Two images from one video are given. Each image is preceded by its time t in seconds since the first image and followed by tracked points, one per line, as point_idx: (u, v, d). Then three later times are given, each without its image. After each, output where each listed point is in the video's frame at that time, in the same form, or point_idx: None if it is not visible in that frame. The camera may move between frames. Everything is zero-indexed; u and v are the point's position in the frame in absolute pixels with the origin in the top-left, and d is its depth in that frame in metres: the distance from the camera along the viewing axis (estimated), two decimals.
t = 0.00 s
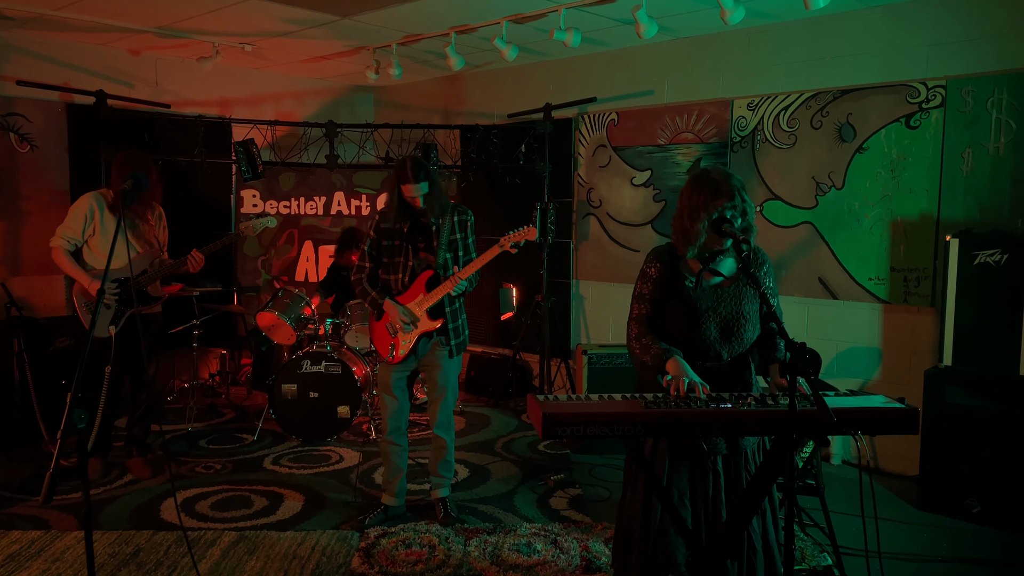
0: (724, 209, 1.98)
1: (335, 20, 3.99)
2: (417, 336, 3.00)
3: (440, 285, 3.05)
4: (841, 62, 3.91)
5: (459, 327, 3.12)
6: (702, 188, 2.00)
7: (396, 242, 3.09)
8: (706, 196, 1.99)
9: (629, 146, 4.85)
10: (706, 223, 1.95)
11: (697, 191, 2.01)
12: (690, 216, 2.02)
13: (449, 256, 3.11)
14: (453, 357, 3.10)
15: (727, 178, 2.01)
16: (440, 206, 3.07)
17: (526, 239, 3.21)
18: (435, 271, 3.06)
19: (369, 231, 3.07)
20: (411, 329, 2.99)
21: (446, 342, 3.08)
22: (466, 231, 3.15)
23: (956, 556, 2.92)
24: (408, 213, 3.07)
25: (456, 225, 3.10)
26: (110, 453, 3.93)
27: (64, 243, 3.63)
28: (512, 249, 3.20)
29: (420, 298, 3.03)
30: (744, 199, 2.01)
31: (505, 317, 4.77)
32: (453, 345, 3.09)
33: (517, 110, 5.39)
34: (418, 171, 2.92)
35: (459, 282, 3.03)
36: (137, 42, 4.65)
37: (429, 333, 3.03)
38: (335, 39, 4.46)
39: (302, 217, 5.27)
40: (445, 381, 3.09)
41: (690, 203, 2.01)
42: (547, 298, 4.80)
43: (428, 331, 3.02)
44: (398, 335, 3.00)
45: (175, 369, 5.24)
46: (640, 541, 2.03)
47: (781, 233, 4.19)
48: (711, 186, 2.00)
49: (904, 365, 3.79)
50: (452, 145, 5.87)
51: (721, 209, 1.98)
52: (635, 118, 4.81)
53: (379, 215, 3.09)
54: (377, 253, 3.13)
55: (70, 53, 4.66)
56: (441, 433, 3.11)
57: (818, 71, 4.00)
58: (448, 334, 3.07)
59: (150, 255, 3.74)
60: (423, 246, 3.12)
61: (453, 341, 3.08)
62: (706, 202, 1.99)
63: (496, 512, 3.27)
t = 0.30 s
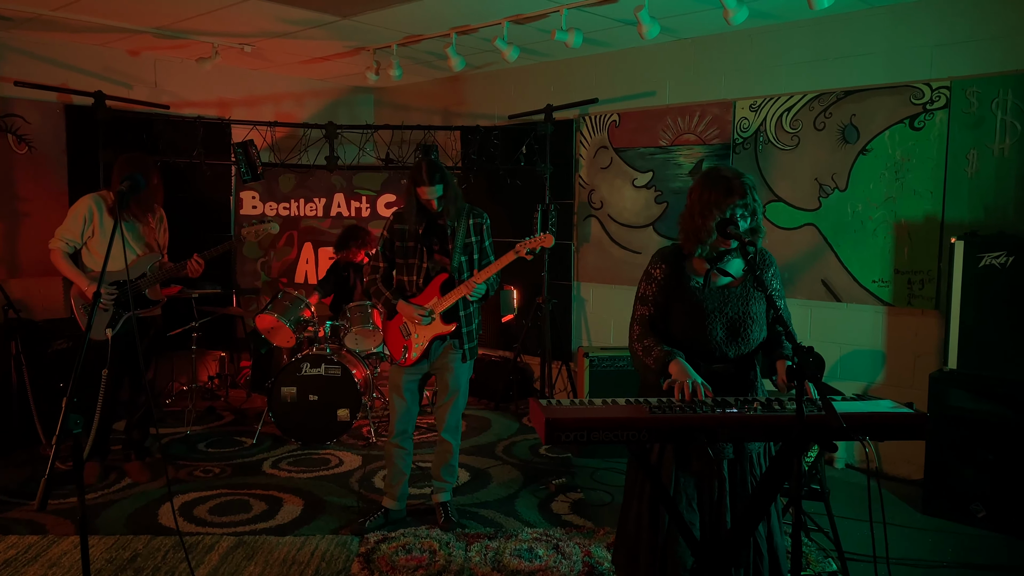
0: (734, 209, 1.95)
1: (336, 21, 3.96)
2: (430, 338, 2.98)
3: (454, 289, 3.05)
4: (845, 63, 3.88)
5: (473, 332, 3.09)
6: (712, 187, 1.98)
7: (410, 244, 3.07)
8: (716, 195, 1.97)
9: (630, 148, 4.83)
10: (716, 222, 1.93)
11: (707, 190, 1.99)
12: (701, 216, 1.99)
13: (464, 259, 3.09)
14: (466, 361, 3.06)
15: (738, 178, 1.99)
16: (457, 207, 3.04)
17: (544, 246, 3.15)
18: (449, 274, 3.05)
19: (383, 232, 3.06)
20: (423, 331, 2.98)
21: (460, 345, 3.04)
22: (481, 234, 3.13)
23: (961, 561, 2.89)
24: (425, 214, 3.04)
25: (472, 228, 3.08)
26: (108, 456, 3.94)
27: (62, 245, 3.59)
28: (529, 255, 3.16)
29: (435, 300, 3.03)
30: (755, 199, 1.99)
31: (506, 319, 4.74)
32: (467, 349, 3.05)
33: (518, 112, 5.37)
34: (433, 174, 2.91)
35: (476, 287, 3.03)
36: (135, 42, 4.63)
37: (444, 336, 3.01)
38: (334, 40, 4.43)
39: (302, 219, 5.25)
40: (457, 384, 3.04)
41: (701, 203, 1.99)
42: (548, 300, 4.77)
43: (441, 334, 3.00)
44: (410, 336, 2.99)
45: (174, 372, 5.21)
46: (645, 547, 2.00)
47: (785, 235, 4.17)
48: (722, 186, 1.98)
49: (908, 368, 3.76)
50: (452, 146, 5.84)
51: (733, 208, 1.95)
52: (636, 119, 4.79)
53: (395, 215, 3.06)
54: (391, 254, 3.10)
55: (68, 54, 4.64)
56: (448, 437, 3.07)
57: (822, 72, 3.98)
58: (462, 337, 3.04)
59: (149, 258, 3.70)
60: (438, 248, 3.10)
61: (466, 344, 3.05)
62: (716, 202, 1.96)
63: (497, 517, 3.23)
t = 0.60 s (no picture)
0: (735, 229, 1.94)
1: (333, 37, 3.97)
2: (429, 355, 2.92)
3: (456, 306, 3.02)
4: (843, 79, 3.88)
5: (473, 350, 3.04)
6: (712, 208, 1.97)
7: (411, 259, 3.03)
8: (716, 216, 1.96)
9: (628, 163, 4.82)
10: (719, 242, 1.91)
11: (707, 211, 1.98)
12: (700, 236, 1.97)
13: (466, 276, 3.06)
14: (465, 380, 3.01)
15: (738, 199, 1.99)
16: (460, 224, 3.02)
17: (545, 263, 3.09)
18: (451, 290, 3.03)
19: (385, 246, 3.02)
20: (422, 350, 2.92)
21: (459, 363, 2.99)
22: (484, 253, 3.12)
23: None
24: (428, 229, 3.02)
25: (475, 246, 3.07)
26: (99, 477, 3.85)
27: (57, 261, 3.53)
28: (530, 274, 3.09)
29: (435, 317, 2.99)
30: (755, 220, 1.98)
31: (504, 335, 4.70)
32: (465, 368, 3.00)
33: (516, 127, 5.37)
34: (437, 190, 2.89)
35: (481, 301, 3.02)
36: (133, 58, 4.62)
37: (442, 353, 2.95)
38: (331, 55, 4.43)
39: (300, 234, 5.24)
40: (455, 404, 2.99)
41: (701, 223, 1.97)
42: (547, 316, 4.73)
43: (440, 352, 2.94)
44: (409, 353, 2.92)
45: (169, 388, 5.16)
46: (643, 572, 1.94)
47: (784, 250, 4.14)
48: (722, 207, 1.96)
49: (909, 385, 3.72)
50: (450, 161, 5.84)
51: (734, 229, 1.93)
52: (634, 134, 4.78)
53: (398, 231, 3.02)
54: (392, 268, 3.05)
55: (66, 70, 4.63)
56: (445, 457, 3.01)
57: (820, 87, 3.98)
58: (461, 355, 2.99)
59: (145, 274, 3.63)
60: (440, 264, 3.07)
61: (465, 364, 3.00)
62: (717, 223, 1.95)
63: (494, 537, 3.18)
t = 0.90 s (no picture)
0: (728, 242, 1.90)
1: (323, 47, 3.93)
2: (416, 370, 2.86)
3: (446, 319, 2.95)
4: (838, 89, 3.85)
5: (462, 365, 2.97)
6: (704, 220, 1.92)
7: (402, 271, 2.96)
8: (708, 228, 1.91)
9: (622, 174, 4.78)
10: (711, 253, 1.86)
11: (699, 224, 1.93)
12: (693, 248, 1.92)
13: (457, 289, 2.98)
14: (454, 397, 2.94)
15: (730, 212, 1.94)
16: (452, 237, 2.95)
17: (536, 277, 3.03)
18: (441, 304, 2.96)
19: (376, 257, 2.97)
20: (410, 364, 2.86)
21: (448, 379, 2.92)
22: (476, 265, 3.03)
23: None
24: (419, 242, 2.95)
25: (467, 259, 2.98)
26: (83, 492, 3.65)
27: (42, 274, 3.45)
28: (520, 287, 3.03)
29: (424, 330, 2.92)
30: (747, 234, 1.95)
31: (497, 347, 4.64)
32: (454, 384, 2.93)
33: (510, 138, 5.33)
34: (429, 203, 2.82)
35: (470, 315, 2.93)
36: (123, 69, 4.59)
37: (431, 368, 2.88)
38: (323, 66, 4.40)
39: (292, 246, 5.19)
40: (444, 419, 2.92)
41: (692, 236, 1.93)
42: (541, 328, 4.67)
43: (428, 366, 2.87)
44: (397, 368, 2.87)
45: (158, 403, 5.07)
46: None
47: (780, 262, 4.09)
48: (715, 219, 1.92)
49: (908, 399, 3.66)
50: (443, 172, 5.80)
51: (728, 241, 1.90)
52: (629, 145, 4.75)
53: (389, 242, 2.96)
54: (382, 280, 3.00)
55: (56, 81, 4.59)
56: (433, 474, 2.94)
57: (816, 98, 3.94)
58: (451, 370, 2.92)
59: (131, 287, 3.51)
60: (430, 277, 3.00)
61: (454, 380, 2.93)
62: (709, 235, 1.90)
63: (484, 556, 3.10)
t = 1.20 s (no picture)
0: (720, 242, 1.84)
1: (314, 50, 3.90)
2: (403, 378, 2.83)
3: (433, 326, 2.91)
4: (832, 93, 3.82)
5: (450, 374, 2.92)
6: (696, 220, 1.86)
7: (390, 278, 2.90)
8: (700, 229, 1.85)
9: (616, 179, 4.75)
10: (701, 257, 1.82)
11: (690, 223, 1.87)
12: (684, 249, 1.86)
13: (444, 296, 2.94)
14: (441, 405, 2.87)
15: (722, 211, 1.88)
16: (440, 243, 2.90)
17: (524, 283, 2.99)
18: (428, 311, 2.90)
19: (363, 263, 2.91)
20: (397, 371, 2.83)
21: (435, 388, 2.87)
22: (464, 272, 2.99)
23: None
24: (407, 248, 2.89)
25: (455, 265, 2.94)
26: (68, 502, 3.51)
27: (26, 279, 3.39)
28: (507, 293, 3.01)
29: (411, 338, 2.88)
30: (741, 234, 1.88)
31: (490, 354, 4.60)
32: (441, 393, 2.87)
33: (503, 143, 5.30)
34: (416, 208, 2.77)
35: (458, 322, 2.89)
36: (114, 73, 4.55)
37: (417, 376, 2.85)
38: (314, 70, 4.36)
39: (284, 252, 5.15)
40: (431, 428, 2.87)
41: (683, 236, 1.87)
42: (534, 335, 4.62)
43: (414, 374, 2.84)
44: (384, 376, 2.84)
45: (147, 410, 5.01)
46: None
47: (775, 268, 4.05)
48: (707, 219, 1.86)
49: (903, 406, 3.61)
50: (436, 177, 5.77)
51: (721, 241, 1.84)
52: (622, 150, 4.71)
53: (376, 248, 2.91)
54: (369, 287, 2.94)
55: (46, 86, 4.53)
56: (421, 484, 2.88)
57: (810, 102, 3.91)
58: (438, 378, 2.87)
59: (117, 296, 3.37)
60: (418, 284, 2.94)
61: (443, 389, 2.87)
62: (701, 235, 1.85)
63: (473, 567, 3.04)
